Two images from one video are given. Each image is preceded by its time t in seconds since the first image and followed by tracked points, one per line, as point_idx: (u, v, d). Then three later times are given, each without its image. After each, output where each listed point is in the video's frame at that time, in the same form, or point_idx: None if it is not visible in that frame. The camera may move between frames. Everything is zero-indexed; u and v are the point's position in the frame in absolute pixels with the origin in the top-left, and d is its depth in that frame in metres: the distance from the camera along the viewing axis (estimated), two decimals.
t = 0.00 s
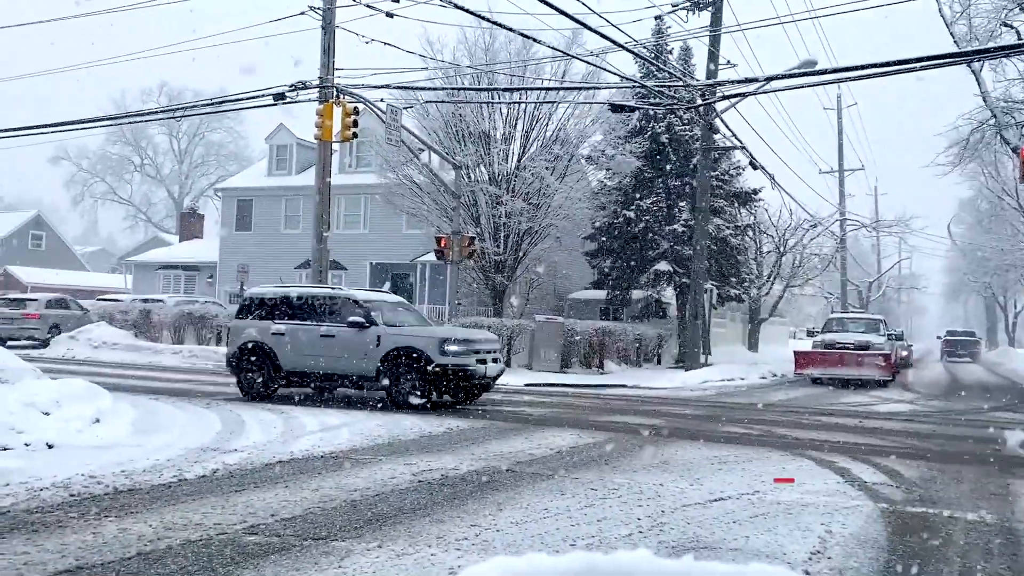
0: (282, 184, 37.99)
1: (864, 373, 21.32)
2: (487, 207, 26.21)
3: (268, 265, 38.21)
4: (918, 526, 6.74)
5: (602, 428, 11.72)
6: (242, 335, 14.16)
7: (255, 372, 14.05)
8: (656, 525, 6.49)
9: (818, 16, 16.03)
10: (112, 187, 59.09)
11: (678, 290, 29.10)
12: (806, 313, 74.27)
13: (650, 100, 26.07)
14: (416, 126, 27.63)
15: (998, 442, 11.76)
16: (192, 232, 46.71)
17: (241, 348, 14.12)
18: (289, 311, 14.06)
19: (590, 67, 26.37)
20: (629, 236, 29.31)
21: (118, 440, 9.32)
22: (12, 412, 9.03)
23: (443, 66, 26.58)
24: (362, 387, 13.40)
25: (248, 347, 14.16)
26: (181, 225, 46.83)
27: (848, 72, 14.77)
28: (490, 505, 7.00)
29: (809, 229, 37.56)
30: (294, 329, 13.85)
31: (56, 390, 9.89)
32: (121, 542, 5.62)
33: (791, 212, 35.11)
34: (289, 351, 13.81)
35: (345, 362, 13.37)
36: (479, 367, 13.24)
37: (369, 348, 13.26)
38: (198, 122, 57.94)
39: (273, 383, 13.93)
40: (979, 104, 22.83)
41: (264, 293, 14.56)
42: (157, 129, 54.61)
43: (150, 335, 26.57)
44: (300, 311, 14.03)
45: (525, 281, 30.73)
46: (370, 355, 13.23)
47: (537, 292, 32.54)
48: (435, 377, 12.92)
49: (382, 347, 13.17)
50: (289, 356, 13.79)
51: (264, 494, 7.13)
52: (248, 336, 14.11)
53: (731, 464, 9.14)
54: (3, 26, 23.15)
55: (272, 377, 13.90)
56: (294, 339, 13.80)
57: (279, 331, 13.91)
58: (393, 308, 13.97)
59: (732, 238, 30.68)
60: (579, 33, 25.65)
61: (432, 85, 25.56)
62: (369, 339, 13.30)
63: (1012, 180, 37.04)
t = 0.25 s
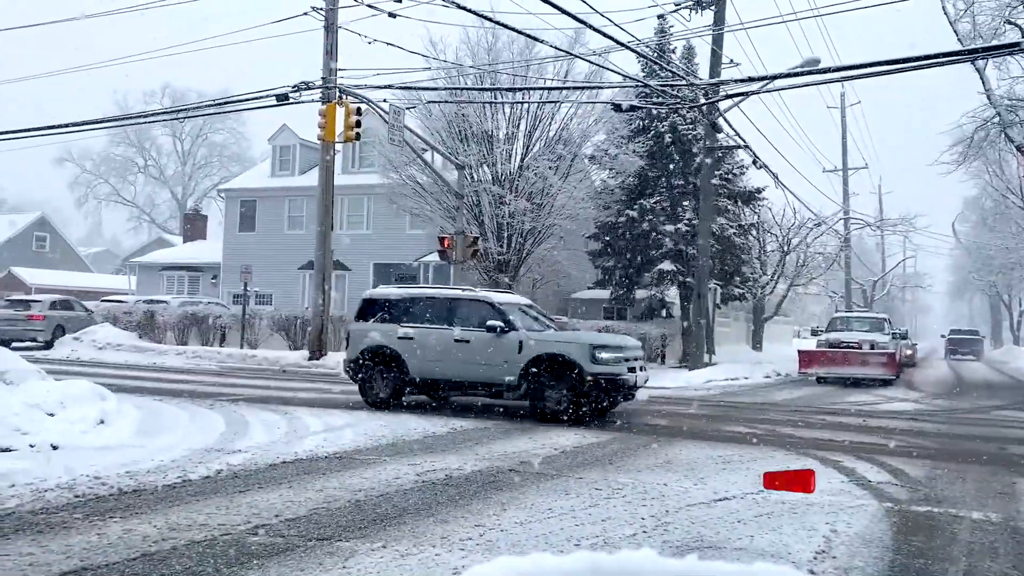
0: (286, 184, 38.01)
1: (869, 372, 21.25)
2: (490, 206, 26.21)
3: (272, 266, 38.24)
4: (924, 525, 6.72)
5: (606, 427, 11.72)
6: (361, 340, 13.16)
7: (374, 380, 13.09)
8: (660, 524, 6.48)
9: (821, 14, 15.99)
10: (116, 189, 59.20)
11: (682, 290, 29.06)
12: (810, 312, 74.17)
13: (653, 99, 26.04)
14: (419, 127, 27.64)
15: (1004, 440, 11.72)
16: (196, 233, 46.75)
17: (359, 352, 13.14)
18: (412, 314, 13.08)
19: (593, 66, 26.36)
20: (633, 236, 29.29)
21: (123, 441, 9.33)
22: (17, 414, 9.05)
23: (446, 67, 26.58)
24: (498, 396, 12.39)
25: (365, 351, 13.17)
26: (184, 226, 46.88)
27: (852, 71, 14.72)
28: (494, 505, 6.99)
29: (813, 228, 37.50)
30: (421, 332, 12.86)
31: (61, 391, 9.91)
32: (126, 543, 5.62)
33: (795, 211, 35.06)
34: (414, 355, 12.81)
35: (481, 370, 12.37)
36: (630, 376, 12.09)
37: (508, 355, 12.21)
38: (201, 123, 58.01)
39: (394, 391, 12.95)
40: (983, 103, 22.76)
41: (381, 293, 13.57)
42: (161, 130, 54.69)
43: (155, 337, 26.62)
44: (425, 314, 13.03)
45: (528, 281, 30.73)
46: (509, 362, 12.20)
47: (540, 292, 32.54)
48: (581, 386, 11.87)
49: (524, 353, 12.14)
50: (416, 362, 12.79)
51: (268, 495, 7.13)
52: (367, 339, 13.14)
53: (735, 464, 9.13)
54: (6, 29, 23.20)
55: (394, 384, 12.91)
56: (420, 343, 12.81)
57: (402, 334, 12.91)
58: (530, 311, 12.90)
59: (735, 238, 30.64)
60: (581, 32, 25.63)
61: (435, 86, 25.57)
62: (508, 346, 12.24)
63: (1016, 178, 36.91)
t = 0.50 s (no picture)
0: (289, 185, 38.04)
1: (874, 371, 21.21)
2: (494, 206, 26.22)
3: (276, 266, 38.32)
4: (929, 524, 6.71)
5: (610, 427, 11.71)
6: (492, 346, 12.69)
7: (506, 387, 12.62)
8: (664, 524, 6.48)
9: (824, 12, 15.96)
10: (119, 190, 59.28)
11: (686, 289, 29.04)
12: (814, 311, 74.12)
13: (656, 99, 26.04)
14: (422, 127, 27.68)
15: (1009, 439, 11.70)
16: (200, 234, 46.83)
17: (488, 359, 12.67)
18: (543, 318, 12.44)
19: (597, 65, 26.37)
20: (637, 235, 29.29)
21: (127, 442, 9.35)
22: (23, 414, 9.08)
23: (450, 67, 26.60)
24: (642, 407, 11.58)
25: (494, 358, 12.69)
26: (188, 227, 46.93)
27: (855, 69, 14.70)
28: (499, 504, 6.99)
29: (817, 227, 37.47)
30: (556, 337, 12.20)
31: (66, 392, 9.94)
32: (131, 543, 5.64)
33: (799, 209, 35.05)
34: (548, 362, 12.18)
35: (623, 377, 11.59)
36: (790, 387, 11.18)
37: (655, 361, 11.40)
38: (205, 124, 58.10)
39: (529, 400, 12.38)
40: (988, 101, 22.72)
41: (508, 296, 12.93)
42: (165, 131, 54.77)
43: (160, 338, 26.67)
44: (560, 316, 12.36)
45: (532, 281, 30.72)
46: (655, 370, 11.40)
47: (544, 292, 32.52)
48: (738, 397, 10.97)
49: (671, 360, 11.33)
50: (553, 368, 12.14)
51: (273, 495, 7.14)
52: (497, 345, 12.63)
53: (739, 464, 9.12)
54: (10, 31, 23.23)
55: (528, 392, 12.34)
56: (554, 349, 12.16)
57: (535, 339, 12.30)
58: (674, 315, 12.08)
59: (739, 237, 30.63)
60: (585, 32, 25.63)
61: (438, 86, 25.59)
62: (654, 351, 11.43)
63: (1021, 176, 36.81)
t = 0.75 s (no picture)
0: (294, 185, 38.09)
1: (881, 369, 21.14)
2: (499, 206, 26.21)
3: (281, 267, 38.38)
4: (936, 523, 6.68)
5: (615, 426, 11.70)
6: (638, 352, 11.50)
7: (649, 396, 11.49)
8: (671, 523, 6.47)
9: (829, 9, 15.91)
10: (126, 191, 59.45)
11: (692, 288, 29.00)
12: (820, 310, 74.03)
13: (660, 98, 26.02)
14: (427, 127, 27.68)
15: (1016, 437, 11.66)
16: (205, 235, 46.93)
17: (631, 365, 11.51)
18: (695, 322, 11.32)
19: (601, 65, 26.36)
20: (642, 234, 29.28)
21: (135, 442, 9.38)
22: (31, 414, 9.10)
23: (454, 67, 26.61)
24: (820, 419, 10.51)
25: (638, 365, 11.53)
26: (194, 228, 47.03)
27: (860, 67, 14.67)
28: (505, 503, 7.00)
29: (823, 225, 37.42)
30: (714, 341, 11.06)
31: (74, 393, 9.97)
32: (139, 543, 5.65)
33: (805, 208, 35.00)
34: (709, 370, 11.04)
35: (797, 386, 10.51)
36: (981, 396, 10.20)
37: (836, 369, 10.34)
38: (211, 125, 58.20)
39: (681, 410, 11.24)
40: (993, 98, 22.64)
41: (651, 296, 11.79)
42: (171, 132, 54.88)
43: (166, 338, 26.74)
44: (715, 319, 11.25)
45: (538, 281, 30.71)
46: (835, 379, 10.34)
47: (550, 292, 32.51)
48: (931, 408, 9.97)
49: (853, 367, 10.27)
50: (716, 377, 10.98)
51: (280, 495, 7.16)
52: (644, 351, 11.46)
53: (746, 463, 9.10)
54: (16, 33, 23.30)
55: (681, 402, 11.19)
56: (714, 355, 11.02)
57: (689, 344, 11.18)
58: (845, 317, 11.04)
59: (745, 235, 30.60)
60: (589, 31, 25.62)
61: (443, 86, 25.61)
62: (834, 358, 10.38)
63: None
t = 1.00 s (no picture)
0: (302, 186, 38.16)
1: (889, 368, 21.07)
2: (506, 206, 26.19)
3: (289, 267, 38.46)
4: (946, 521, 6.66)
5: (624, 426, 11.69)
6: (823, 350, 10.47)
7: (827, 405, 10.49)
8: (680, 522, 6.46)
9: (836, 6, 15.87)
10: (134, 193, 59.65)
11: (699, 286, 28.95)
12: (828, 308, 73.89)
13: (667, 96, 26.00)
14: (434, 127, 27.72)
15: None
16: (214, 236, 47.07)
17: (808, 373, 10.49)
18: (884, 325, 10.27)
19: (608, 64, 26.37)
20: (649, 233, 29.25)
21: (144, 443, 9.42)
22: (41, 415, 9.14)
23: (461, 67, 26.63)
24: None
25: (816, 374, 10.47)
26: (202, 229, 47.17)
27: (868, 64, 14.62)
28: (514, 503, 6.99)
29: (831, 223, 37.35)
30: (911, 346, 10.06)
31: (84, 394, 10.01)
32: (149, 544, 5.67)
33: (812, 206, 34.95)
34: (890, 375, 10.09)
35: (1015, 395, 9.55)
36: None
37: None
38: (218, 127, 58.38)
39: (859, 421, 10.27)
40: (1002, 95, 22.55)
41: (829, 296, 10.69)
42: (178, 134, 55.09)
43: (175, 340, 26.84)
44: (906, 321, 10.20)
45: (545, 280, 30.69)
46: None
47: (557, 291, 32.50)
48: None
49: None
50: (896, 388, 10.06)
51: (289, 495, 7.18)
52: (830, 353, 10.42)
53: (755, 462, 9.08)
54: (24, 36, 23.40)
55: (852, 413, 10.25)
56: (908, 362, 10.05)
57: (877, 349, 10.18)
58: None
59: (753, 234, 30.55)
60: (596, 30, 25.61)
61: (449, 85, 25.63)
62: None
63: None
